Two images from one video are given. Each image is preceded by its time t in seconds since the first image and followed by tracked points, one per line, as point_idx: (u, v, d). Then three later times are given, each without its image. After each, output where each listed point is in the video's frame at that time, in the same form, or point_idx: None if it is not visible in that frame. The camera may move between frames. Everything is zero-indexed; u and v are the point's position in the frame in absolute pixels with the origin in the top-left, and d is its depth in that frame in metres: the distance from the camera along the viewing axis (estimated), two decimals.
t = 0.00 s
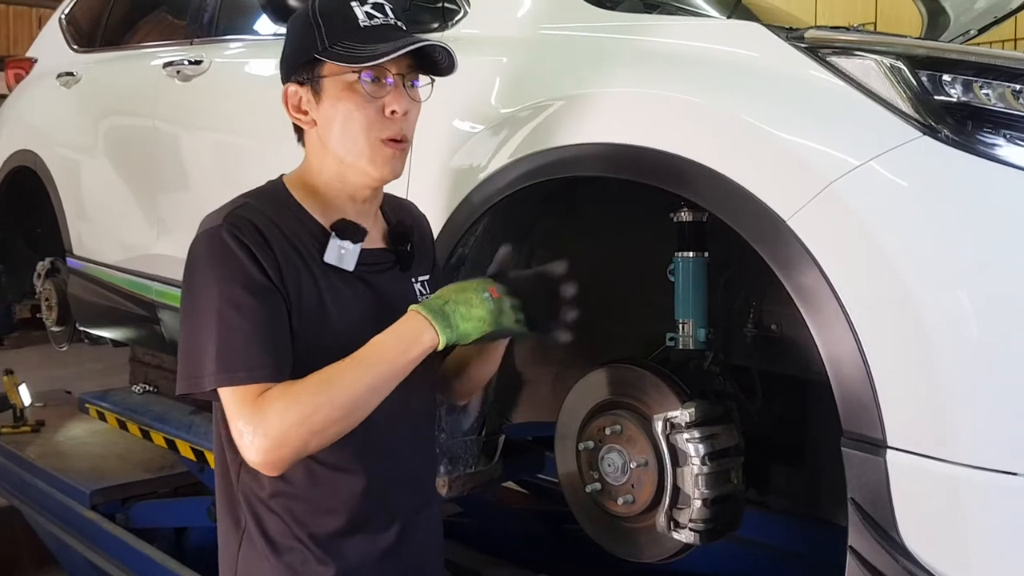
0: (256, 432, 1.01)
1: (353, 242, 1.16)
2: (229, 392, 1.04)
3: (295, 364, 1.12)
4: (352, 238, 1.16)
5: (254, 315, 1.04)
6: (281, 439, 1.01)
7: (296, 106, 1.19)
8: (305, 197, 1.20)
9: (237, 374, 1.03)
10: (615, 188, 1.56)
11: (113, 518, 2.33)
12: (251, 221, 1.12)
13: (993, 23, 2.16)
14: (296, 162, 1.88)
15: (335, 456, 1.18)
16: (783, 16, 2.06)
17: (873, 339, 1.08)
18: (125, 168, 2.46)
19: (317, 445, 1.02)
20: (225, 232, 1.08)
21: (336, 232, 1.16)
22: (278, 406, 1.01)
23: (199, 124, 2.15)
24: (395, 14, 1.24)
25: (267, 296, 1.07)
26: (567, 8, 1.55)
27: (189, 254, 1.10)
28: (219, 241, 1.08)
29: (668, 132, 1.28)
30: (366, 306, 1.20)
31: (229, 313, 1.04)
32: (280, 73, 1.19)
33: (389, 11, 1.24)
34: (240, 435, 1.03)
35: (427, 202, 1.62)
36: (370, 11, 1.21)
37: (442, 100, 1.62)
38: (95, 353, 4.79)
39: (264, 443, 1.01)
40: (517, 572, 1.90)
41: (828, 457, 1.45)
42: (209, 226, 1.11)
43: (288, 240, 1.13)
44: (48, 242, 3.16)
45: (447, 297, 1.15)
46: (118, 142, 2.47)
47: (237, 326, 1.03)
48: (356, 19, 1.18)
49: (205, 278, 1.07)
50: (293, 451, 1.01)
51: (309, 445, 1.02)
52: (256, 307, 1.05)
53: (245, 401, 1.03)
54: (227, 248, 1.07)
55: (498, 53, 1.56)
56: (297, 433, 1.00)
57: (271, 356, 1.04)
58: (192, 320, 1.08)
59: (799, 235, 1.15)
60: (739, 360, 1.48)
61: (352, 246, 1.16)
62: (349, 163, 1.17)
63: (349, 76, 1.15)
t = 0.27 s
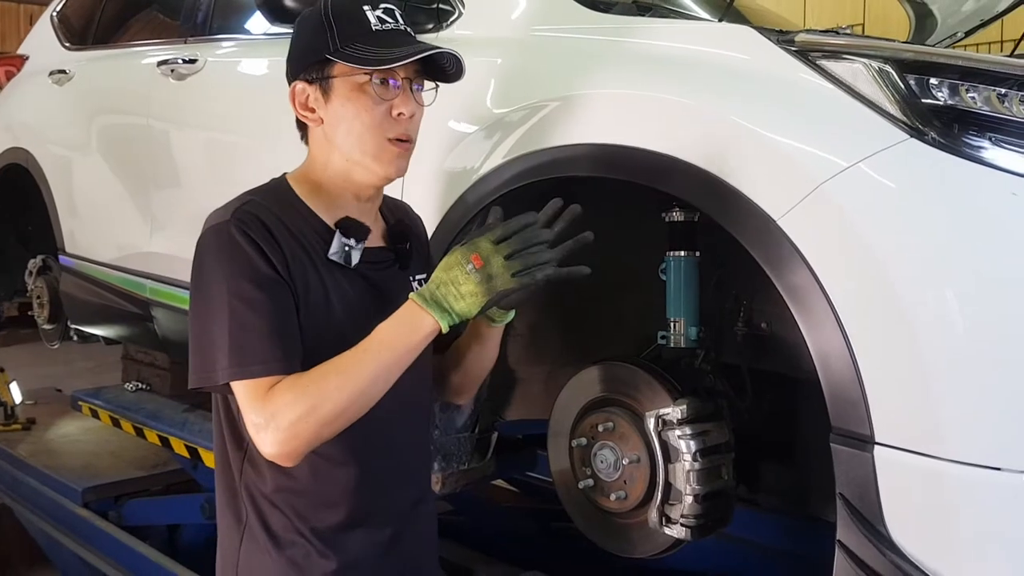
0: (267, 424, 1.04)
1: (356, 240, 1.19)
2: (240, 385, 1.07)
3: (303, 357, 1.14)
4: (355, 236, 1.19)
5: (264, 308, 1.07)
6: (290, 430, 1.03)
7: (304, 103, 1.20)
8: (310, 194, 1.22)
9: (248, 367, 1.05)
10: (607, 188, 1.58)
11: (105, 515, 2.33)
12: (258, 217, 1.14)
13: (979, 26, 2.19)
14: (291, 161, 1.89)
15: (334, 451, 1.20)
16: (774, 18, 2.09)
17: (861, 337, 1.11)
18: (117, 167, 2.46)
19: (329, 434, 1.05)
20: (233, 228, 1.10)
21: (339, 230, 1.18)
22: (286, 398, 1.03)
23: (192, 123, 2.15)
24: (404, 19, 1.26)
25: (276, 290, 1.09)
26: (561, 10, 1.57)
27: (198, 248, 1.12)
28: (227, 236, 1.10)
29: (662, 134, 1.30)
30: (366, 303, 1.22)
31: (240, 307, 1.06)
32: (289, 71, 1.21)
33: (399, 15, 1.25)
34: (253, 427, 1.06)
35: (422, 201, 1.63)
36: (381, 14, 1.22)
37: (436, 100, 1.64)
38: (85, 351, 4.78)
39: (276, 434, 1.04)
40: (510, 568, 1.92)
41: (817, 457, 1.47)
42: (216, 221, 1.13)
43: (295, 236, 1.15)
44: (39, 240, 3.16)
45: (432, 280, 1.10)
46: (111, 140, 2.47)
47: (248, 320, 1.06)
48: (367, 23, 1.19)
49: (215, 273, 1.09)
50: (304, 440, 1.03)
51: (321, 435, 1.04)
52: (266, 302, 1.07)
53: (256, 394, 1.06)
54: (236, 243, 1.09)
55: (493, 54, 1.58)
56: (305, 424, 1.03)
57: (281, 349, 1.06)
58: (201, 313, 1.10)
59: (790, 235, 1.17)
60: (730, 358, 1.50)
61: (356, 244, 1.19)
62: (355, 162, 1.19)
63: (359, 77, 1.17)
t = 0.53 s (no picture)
0: (271, 422, 1.05)
1: (361, 243, 1.20)
2: (245, 384, 1.09)
3: (307, 358, 1.16)
4: (360, 239, 1.20)
5: (270, 309, 1.08)
6: (293, 428, 1.04)
7: (307, 110, 1.22)
8: (314, 197, 1.24)
9: (254, 367, 1.06)
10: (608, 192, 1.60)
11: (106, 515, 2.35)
12: (263, 221, 1.15)
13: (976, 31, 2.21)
14: (293, 164, 1.90)
15: (340, 451, 1.22)
16: (773, 24, 2.10)
17: (859, 341, 1.12)
18: (119, 168, 2.47)
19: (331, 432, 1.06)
20: (239, 231, 1.12)
21: (344, 233, 1.20)
22: (291, 396, 1.04)
23: (194, 125, 2.16)
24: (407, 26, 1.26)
25: (281, 292, 1.10)
26: (563, 16, 1.59)
27: (204, 252, 1.13)
28: (232, 239, 1.11)
29: (663, 139, 1.32)
30: (370, 305, 1.23)
31: (245, 308, 1.08)
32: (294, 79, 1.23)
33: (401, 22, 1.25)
34: (259, 425, 1.08)
35: (425, 204, 1.65)
36: (382, 22, 1.22)
37: (439, 105, 1.65)
38: (84, 351, 4.79)
39: (279, 431, 1.05)
40: (510, 568, 1.93)
41: (816, 459, 1.48)
42: (222, 224, 1.15)
43: (299, 239, 1.17)
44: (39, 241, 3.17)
45: (432, 281, 1.10)
46: (113, 141, 2.48)
47: (253, 321, 1.07)
48: (368, 31, 1.20)
49: (220, 275, 1.10)
50: (308, 438, 1.05)
51: (325, 432, 1.05)
52: (271, 303, 1.08)
53: (261, 392, 1.07)
54: (241, 246, 1.11)
55: (495, 60, 1.59)
56: (309, 422, 1.04)
57: (286, 350, 1.08)
58: (207, 315, 1.12)
59: (789, 240, 1.19)
60: (729, 361, 1.49)
61: (359, 247, 1.20)
62: (355, 166, 1.20)
63: (357, 84, 1.19)
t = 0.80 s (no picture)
0: (268, 420, 1.06)
1: (363, 245, 1.21)
2: (246, 383, 1.10)
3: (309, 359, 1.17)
4: (362, 241, 1.21)
5: (271, 309, 1.09)
6: (289, 426, 1.05)
7: (314, 116, 1.25)
8: (318, 199, 1.26)
9: (254, 367, 1.07)
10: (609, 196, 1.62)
11: (106, 515, 2.35)
12: (267, 223, 1.17)
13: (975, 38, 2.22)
14: (295, 166, 1.91)
15: (343, 452, 1.23)
16: (773, 29, 2.12)
17: (857, 346, 1.14)
18: (120, 168, 2.47)
19: (326, 431, 1.06)
20: (242, 232, 1.13)
21: (346, 235, 1.20)
22: (286, 396, 1.05)
23: (196, 126, 2.17)
24: (410, 31, 1.24)
25: (282, 293, 1.11)
26: (565, 21, 1.60)
27: (208, 253, 1.14)
28: (235, 240, 1.13)
29: (664, 144, 1.33)
30: (372, 307, 1.24)
31: (247, 308, 1.09)
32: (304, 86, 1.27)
33: (404, 27, 1.23)
34: (256, 424, 1.09)
35: (427, 207, 1.66)
36: (382, 27, 1.21)
37: (442, 108, 1.66)
38: (82, 350, 4.79)
39: (275, 429, 1.06)
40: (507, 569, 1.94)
41: (814, 462, 1.50)
42: (226, 226, 1.16)
43: (302, 242, 1.18)
44: (39, 240, 3.17)
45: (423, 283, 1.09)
46: (114, 142, 2.49)
47: (254, 320, 1.08)
48: (364, 37, 1.20)
49: (222, 275, 1.12)
50: (303, 436, 1.06)
51: (320, 431, 1.06)
52: (272, 303, 1.09)
53: (258, 391, 1.08)
54: (244, 247, 1.12)
55: (498, 65, 1.61)
56: (305, 420, 1.05)
57: (288, 351, 1.09)
58: (209, 314, 1.13)
59: (788, 245, 1.20)
60: (729, 364, 1.51)
61: (362, 249, 1.21)
62: (351, 172, 1.21)
63: (351, 91, 1.20)
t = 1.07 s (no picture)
0: (266, 421, 1.07)
1: (364, 249, 1.21)
2: (246, 385, 1.10)
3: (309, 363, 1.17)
4: (362, 245, 1.21)
5: (272, 312, 1.09)
6: (287, 425, 1.06)
7: (315, 119, 1.26)
8: (319, 202, 1.26)
9: (255, 369, 1.08)
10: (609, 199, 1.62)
11: (105, 516, 2.35)
12: (268, 226, 1.17)
13: (975, 41, 2.23)
14: (295, 168, 1.91)
15: (344, 454, 1.23)
16: (772, 33, 2.12)
17: (857, 349, 1.14)
18: (120, 170, 2.48)
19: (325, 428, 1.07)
20: (243, 235, 1.13)
21: (346, 238, 1.21)
22: (283, 396, 1.06)
23: (196, 128, 2.17)
24: (411, 35, 1.24)
25: (283, 296, 1.11)
26: (565, 25, 1.60)
27: (210, 255, 1.14)
28: (237, 243, 1.13)
29: (665, 146, 1.33)
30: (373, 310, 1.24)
31: (248, 311, 1.09)
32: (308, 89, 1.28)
33: (404, 31, 1.23)
34: (256, 425, 1.09)
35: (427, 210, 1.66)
36: (382, 32, 1.21)
37: (443, 111, 1.66)
38: (81, 352, 4.80)
39: (275, 430, 1.07)
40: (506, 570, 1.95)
41: (813, 464, 1.50)
42: (227, 229, 1.16)
43: (303, 245, 1.18)
44: (39, 242, 3.17)
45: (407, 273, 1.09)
46: (114, 144, 2.49)
47: (255, 323, 1.08)
48: (364, 42, 1.20)
49: (224, 278, 1.12)
50: (302, 435, 1.06)
51: (318, 429, 1.06)
52: (273, 306, 1.10)
53: (256, 393, 1.09)
54: (246, 250, 1.12)
55: (499, 68, 1.61)
56: (302, 419, 1.05)
57: (288, 353, 1.09)
58: (210, 317, 1.13)
59: (789, 248, 1.20)
60: (728, 367, 1.51)
61: (362, 253, 1.21)
62: (350, 176, 1.21)
63: (350, 96, 1.20)
